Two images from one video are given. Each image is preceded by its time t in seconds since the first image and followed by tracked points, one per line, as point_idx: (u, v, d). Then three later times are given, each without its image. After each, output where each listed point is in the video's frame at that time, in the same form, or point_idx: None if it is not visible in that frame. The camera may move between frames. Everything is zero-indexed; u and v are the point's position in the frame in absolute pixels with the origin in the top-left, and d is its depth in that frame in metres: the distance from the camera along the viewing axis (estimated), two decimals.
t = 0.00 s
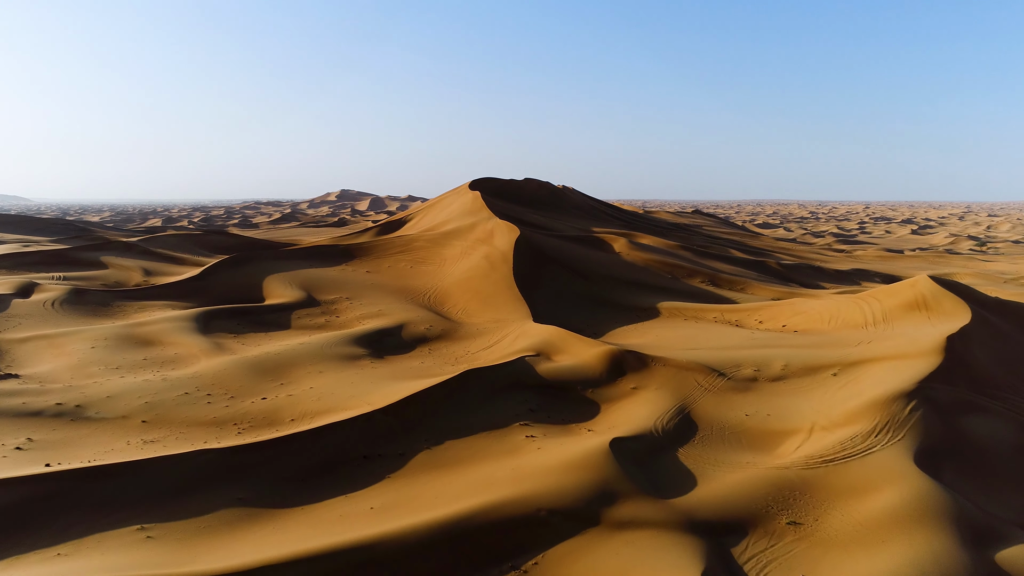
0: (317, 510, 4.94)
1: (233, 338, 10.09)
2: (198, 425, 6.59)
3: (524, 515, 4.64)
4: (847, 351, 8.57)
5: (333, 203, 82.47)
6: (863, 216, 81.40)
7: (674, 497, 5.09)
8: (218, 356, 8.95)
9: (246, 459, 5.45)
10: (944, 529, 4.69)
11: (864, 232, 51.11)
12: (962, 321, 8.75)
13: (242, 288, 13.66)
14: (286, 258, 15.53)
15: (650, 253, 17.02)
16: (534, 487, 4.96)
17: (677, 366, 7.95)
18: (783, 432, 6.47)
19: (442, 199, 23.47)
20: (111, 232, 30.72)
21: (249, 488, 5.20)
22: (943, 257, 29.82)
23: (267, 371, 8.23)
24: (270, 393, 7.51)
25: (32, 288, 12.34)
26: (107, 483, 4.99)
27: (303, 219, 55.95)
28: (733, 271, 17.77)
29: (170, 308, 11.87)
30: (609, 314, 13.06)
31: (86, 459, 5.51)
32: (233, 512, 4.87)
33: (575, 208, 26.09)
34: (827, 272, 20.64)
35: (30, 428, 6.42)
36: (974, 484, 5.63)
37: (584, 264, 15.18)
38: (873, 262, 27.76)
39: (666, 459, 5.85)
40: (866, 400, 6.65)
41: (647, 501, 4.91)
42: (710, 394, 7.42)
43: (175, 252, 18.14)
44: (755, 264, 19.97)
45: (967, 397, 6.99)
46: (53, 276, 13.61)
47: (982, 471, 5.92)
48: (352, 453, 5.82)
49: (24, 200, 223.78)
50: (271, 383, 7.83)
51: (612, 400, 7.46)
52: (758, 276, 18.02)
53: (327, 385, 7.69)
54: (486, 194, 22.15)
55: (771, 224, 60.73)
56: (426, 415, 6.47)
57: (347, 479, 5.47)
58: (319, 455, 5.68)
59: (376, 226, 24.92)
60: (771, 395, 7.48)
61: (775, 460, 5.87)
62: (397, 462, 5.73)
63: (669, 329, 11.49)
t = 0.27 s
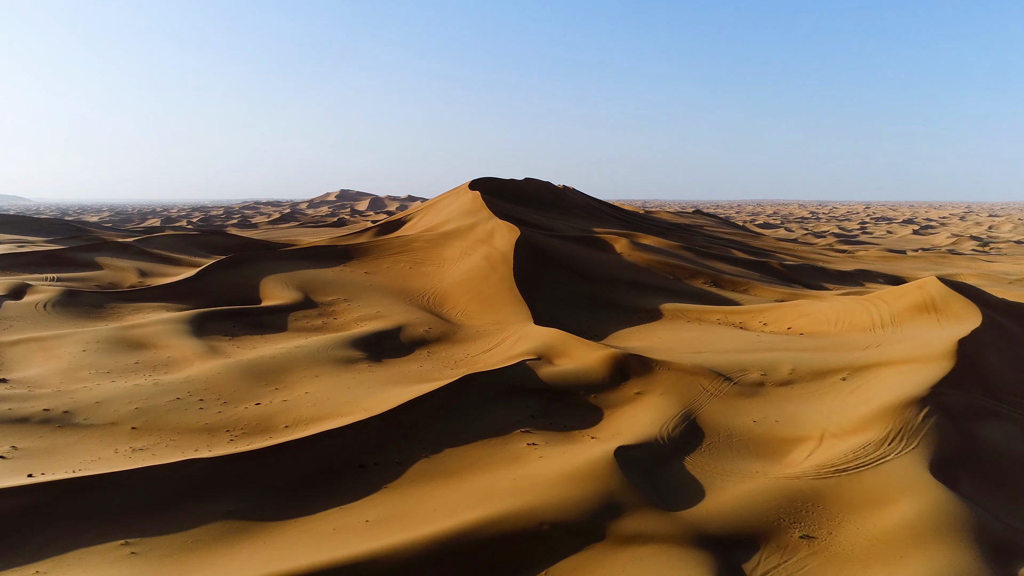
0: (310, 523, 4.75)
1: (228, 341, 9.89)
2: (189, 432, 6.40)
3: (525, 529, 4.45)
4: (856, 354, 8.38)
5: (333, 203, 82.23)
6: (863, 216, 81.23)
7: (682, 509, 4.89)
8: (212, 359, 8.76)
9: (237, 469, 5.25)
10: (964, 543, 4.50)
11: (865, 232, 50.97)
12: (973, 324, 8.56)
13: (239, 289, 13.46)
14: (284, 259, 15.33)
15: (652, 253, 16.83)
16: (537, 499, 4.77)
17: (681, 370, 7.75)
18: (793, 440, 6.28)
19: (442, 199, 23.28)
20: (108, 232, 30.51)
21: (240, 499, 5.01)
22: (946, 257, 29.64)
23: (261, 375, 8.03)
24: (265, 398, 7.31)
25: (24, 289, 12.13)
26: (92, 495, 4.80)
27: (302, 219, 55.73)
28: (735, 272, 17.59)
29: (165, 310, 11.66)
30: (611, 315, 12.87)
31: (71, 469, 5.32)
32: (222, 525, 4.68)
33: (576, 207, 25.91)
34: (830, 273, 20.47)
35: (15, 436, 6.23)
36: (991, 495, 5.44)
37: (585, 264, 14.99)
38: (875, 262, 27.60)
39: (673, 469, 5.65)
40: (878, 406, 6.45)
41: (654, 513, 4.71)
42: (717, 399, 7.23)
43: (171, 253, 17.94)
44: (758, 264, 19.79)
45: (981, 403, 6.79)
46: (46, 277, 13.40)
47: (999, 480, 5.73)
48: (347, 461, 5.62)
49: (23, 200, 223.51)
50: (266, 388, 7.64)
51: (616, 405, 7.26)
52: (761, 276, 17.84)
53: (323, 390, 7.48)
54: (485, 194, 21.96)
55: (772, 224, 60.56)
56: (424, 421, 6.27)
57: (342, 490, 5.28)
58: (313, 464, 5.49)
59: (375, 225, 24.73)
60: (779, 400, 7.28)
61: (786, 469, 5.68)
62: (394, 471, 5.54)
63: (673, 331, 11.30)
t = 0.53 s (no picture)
0: (304, 535, 4.58)
1: (224, 343, 9.71)
2: (182, 438, 6.23)
3: (528, 542, 4.28)
4: (864, 357, 8.21)
5: (332, 203, 82.06)
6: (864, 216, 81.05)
7: (689, 520, 4.72)
8: (207, 362, 8.59)
9: (230, 478, 5.08)
10: (984, 557, 4.33)
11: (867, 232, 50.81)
12: (983, 326, 8.40)
13: (235, 290, 13.29)
14: (281, 259, 15.14)
15: (654, 254, 16.66)
16: (539, 510, 4.60)
17: (686, 374, 7.58)
18: (802, 447, 6.11)
19: (441, 199, 23.11)
20: (105, 232, 30.29)
21: (232, 509, 4.85)
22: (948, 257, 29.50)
23: (257, 379, 7.86)
24: (260, 402, 7.14)
25: (18, 291, 11.96)
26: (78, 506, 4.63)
27: (302, 219, 55.58)
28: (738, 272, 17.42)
29: (160, 312, 11.49)
30: (613, 317, 12.70)
31: (58, 479, 5.16)
32: (213, 538, 4.52)
33: (576, 207, 25.75)
34: (832, 273, 20.32)
35: (3, 442, 6.07)
36: (1007, 504, 5.27)
37: (586, 265, 14.82)
38: (878, 262, 27.44)
39: (679, 477, 5.48)
40: (889, 411, 6.28)
41: (661, 525, 4.54)
42: (722, 403, 7.05)
43: (168, 253, 17.77)
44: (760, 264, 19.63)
45: (994, 407, 6.63)
46: (40, 278, 13.22)
47: (1015, 488, 5.56)
48: (344, 469, 5.45)
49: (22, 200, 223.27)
50: (261, 392, 7.47)
51: (619, 410, 7.10)
52: (763, 277, 17.67)
53: (320, 394, 7.31)
54: (485, 194, 21.79)
55: (772, 224, 60.39)
56: (423, 427, 6.10)
57: (338, 499, 5.11)
58: (308, 472, 5.32)
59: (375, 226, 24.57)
60: (786, 405, 7.11)
61: (795, 477, 5.51)
62: (391, 480, 5.37)
63: (676, 333, 11.13)
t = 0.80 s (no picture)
0: (296, 550, 4.39)
1: (218, 346, 9.51)
2: (171, 446, 6.03)
3: (529, 558, 4.08)
4: (873, 361, 8.01)
5: (332, 203, 81.88)
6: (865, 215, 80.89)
7: (698, 534, 4.53)
8: (200, 366, 8.38)
9: (219, 490, 4.88)
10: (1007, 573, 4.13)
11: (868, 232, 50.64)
12: (995, 328, 8.20)
13: (232, 291, 13.09)
14: (278, 260, 14.93)
15: (656, 254, 16.47)
16: (542, 524, 4.40)
17: (691, 378, 7.38)
18: (812, 455, 5.91)
19: (441, 198, 22.92)
20: (101, 232, 30.03)
21: (221, 523, 4.65)
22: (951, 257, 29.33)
23: (251, 383, 7.66)
24: (253, 408, 6.94)
25: (9, 292, 11.76)
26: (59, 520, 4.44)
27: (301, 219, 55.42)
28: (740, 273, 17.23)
29: (154, 314, 11.29)
30: (615, 319, 12.50)
31: (40, 491, 4.97)
32: (200, 554, 4.32)
33: (577, 207, 25.56)
34: (836, 273, 20.13)
35: None
36: None
37: (588, 265, 14.62)
38: (880, 262, 27.26)
39: (686, 487, 5.28)
40: (901, 417, 6.09)
41: (669, 539, 4.34)
42: (729, 409, 6.85)
43: (165, 253, 17.57)
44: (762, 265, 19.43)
45: (1009, 413, 6.43)
46: (33, 279, 13.02)
47: None
48: (338, 479, 5.25)
49: (22, 200, 223.11)
50: (255, 397, 7.27)
51: (623, 416, 6.90)
52: (766, 278, 17.48)
53: (315, 400, 7.11)
54: (485, 194, 21.59)
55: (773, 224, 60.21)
56: (421, 434, 5.90)
57: (331, 511, 4.91)
58: (301, 482, 5.12)
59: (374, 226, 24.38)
60: (794, 411, 6.91)
61: (807, 488, 5.31)
62: (387, 490, 5.17)
63: (679, 335, 10.93)
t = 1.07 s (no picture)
0: (286, 567, 4.19)
1: (213, 349, 9.31)
2: (161, 455, 5.83)
3: None
4: (883, 365, 7.81)
5: (332, 203, 81.67)
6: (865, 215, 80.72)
7: (708, 549, 4.33)
8: (193, 370, 8.18)
9: (208, 502, 4.68)
10: None
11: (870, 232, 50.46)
12: (1007, 332, 8.00)
13: (228, 293, 12.89)
14: (275, 261, 14.73)
15: (658, 255, 16.27)
16: (544, 539, 4.20)
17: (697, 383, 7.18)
18: (823, 464, 5.71)
19: (441, 198, 22.73)
20: (98, 233, 29.80)
21: (209, 538, 4.45)
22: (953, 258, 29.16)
23: (245, 388, 7.46)
24: (246, 414, 6.74)
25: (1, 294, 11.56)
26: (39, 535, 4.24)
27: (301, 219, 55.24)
28: (743, 274, 17.03)
29: (148, 316, 11.09)
30: (617, 321, 12.30)
31: (22, 503, 4.77)
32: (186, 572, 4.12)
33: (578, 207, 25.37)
34: (839, 274, 19.94)
35: None
36: None
37: (589, 266, 14.42)
38: (883, 263, 27.08)
39: (694, 499, 5.08)
40: (916, 424, 5.88)
41: (677, 555, 4.14)
42: (736, 416, 6.65)
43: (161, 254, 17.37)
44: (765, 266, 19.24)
45: None
46: (27, 280, 12.81)
47: None
48: (332, 491, 5.05)
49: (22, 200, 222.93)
50: (248, 403, 7.07)
51: (627, 423, 6.70)
52: (769, 279, 17.29)
53: (310, 405, 6.91)
54: (485, 194, 21.39)
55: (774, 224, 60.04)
56: (418, 443, 5.70)
57: (325, 524, 4.71)
58: (294, 494, 4.92)
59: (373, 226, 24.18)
60: (803, 417, 6.71)
61: (820, 499, 5.11)
62: (383, 502, 4.97)
63: (683, 338, 10.73)
